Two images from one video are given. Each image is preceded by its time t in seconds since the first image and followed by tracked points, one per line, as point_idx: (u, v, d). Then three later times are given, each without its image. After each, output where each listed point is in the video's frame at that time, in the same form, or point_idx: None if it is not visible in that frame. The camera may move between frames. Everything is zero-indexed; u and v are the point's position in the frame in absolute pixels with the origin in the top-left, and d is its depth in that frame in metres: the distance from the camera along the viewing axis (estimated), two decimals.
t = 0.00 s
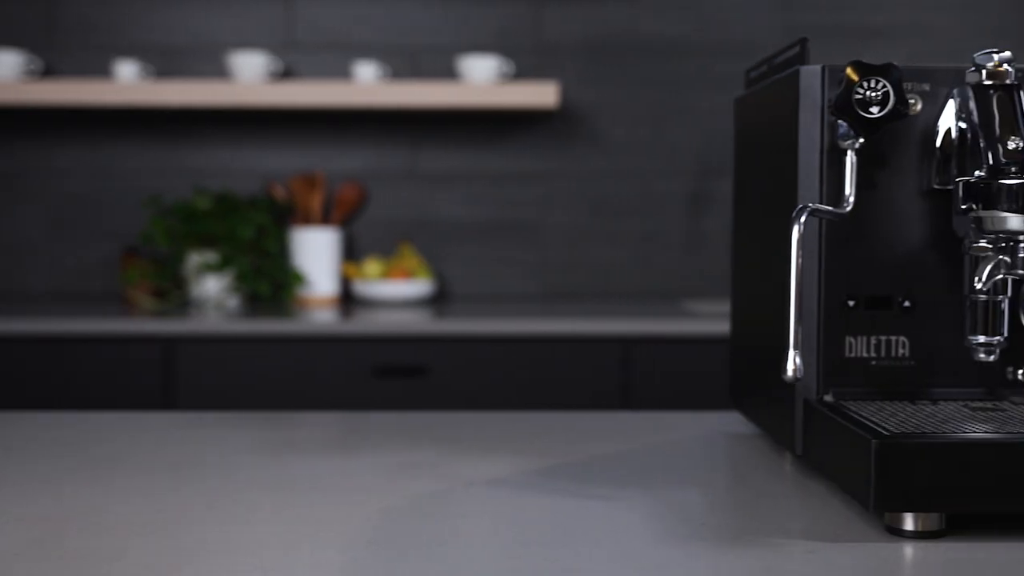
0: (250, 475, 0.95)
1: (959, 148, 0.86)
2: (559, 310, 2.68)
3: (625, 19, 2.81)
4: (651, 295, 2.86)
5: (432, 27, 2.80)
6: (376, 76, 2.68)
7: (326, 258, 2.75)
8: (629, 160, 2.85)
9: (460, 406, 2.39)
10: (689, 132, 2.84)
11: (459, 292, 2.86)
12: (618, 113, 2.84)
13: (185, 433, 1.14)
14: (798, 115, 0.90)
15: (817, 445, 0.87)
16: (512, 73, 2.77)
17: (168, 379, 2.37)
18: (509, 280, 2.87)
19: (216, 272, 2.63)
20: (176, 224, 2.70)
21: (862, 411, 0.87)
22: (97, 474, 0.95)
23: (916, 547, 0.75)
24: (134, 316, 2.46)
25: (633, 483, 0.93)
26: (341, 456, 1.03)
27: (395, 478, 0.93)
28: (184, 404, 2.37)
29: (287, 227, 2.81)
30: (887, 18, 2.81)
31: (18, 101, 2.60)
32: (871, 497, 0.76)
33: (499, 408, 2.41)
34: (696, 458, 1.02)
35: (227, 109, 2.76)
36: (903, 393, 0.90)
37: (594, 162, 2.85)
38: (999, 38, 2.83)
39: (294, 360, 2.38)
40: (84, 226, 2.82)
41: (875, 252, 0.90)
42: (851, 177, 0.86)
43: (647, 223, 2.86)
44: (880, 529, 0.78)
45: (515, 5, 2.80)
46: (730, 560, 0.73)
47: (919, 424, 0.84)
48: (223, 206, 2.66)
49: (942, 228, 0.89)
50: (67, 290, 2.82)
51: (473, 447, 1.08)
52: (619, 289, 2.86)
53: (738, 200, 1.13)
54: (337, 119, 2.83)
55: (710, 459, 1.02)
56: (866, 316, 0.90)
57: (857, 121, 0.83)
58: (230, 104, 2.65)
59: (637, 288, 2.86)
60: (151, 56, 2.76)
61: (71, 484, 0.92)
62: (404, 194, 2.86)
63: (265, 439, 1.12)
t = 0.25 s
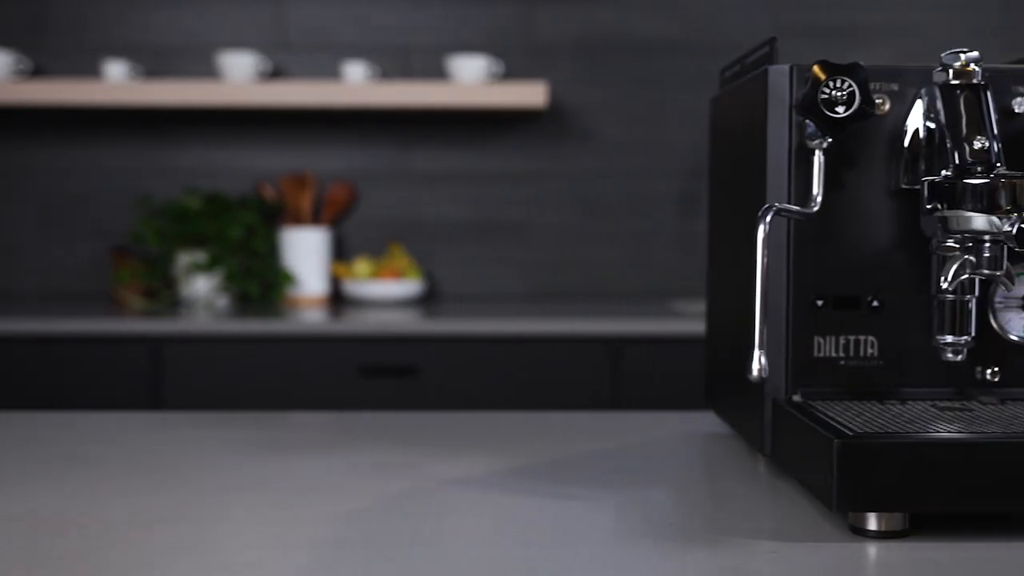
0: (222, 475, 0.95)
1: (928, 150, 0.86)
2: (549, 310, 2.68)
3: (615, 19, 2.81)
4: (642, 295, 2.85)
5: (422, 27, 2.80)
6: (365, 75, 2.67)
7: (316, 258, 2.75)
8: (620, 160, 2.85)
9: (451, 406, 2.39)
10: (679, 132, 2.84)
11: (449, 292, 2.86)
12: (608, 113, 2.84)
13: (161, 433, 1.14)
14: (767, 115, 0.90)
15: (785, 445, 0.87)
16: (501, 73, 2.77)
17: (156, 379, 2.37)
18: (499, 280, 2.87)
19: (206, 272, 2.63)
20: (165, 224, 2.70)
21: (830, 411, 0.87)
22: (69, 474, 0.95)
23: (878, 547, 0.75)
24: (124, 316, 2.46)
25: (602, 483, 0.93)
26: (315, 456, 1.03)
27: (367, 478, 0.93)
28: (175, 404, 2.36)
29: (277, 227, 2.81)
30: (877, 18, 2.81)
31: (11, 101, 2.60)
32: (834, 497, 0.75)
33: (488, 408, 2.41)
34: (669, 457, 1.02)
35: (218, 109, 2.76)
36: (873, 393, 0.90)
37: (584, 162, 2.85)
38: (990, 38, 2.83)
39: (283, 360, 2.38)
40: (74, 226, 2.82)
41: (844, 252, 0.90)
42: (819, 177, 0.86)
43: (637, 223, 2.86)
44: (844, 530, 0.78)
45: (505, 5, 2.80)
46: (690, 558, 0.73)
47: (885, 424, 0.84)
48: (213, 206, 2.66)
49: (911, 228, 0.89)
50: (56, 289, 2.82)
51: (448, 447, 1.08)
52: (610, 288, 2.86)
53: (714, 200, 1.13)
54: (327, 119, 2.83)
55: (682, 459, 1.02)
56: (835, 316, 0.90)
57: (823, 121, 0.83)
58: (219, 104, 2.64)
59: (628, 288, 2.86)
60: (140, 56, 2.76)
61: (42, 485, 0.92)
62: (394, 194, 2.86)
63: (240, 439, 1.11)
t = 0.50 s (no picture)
0: (193, 475, 0.95)
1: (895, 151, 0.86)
2: (541, 309, 2.68)
3: (604, 18, 2.81)
4: (634, 295, 2.85)
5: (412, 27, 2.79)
6: (355, 75, 2.67)
7: (307, 258, 2.75)
8: (610, 160, 2.85)
9: (441, 406, 2.39)
10: (669, 132, 2.84)
11: (440, 292, 2.86)
12: (598, 113, 2.84)
13: (137, 433, 1.14)
14: (737, 114, 0.90)
15: (753, 444, 0.87)
16: (491, 73, 2.76)
17: (145, 379, 2.37)
18: (489, 280, 2.87)
19: (195, 271, 2.63)
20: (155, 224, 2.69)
21: (798, 411, 0.87)
22: (42, 474, 0.95)
23: (844, 547, 0.75)
24: (113, 316, 2.45)
25: (572, 483, 0.92)
26: (289, 456, 1.03)
27: (338, 479, 0.93)
28: (166, 404, 2.36)
29: (267, 227, 2.80)
30: (865, 18, 2.81)
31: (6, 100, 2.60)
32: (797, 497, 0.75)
33: (479, 408, 2.41)
34: (641, 455, 1.02)
35: (208, 109, 2.76)
36: (842, 393, 0.90)
37: (574, 162, 2.85)
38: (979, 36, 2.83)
39: (273, 360, 2.38)
40: (64, 226, 2.82)
41: (814, 251, 0.90)
42: (788, 177, 0.86)
43: (627, 223, 2.85)
44: (809, 529, 0.78)
45: (494, 5, 2.79)
46: (652, 559, 0.73)
47: (852, 424, 0.83)
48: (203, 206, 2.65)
49: (880, 228, 0.89)
50: (46, 289, 2.82)
51: (422, 446, 1.08)
52: (601, 288, 2.86)
53: (690, 200, 1.13)
54: (317, 119, 2.83)
55: (655, 457, 1.01)
56: (804, 315, 0.90)
57: (790, 121, 0.83)
58: (209, 104, 2.64)
59: (618, 288, 2.86)
60: (130, 55, 2.76)
61: (14, 485, 0.92)
62: (384, 194, 2.86)
63: (215, 439, 1.11)
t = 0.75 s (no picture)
0: (165, 476, 0.95)
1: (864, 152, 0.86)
2: (532, 309, 2.68)
3: (595, 18, 2.81)
4: (625, 295, 2.85)
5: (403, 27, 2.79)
6: (345, 75, 2.67)
7: (297, 257, 2.74)
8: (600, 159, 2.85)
9: (431, 405, 2.39)
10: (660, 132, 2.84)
11: (430, 292, 2.86)
12: (589, 113, 2.84)
13: (114, 433, 1.14)
14: (708, 114, 0.90)
15: (723, 444, 0.87)
16: (481, 73, 2.76)
17: (134, 378, 2.37)
18: (480, 280, 2.87)
19: (185, 271, 2.63)
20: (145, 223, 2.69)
21: (768, 411, 0.87)
22: (15, 474, 0.95)
23: (809, 547, 0.75)
24: (103, 316, 2.45)
25: (544, 482, 0.92)
26: (263, 456, 1.03)
27: (310, 478, 0.93)
28: (157, 404, 2.37)
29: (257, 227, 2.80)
30: (856, 18, 2.81)
31: None
32: (761, 497, 0.75)
33: (468, 407, 2.41)
34: (616, 455, 1.02)
35: (198, 108, 2.76)
36: (813, 393, 0.90)
37: (565, 162, 2.84)
38: (969, 37, 2.83)
39: (262, 360, 2.38)
40: (56, 225, 2.82)
41: (784, 251, 0.89)
42: (758, 177, 0.86)
43: (618, 223, 2.85)
44: (775, 530, 0.78)
45: (485, 5, 2.79)
46: (614, 559, 0.72)
47: (821, 424, 0.83)
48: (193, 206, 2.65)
49: (851, 228, 0.89)
50: (37, 289, 2.82)
51: (397, 446, 1.07)
52: (591, 288, 2.86)
53: (666, 200, 1.13)
54: (308, 119, 2.83)
55: (630, 458, 1.01)
56: (775, 315, 0.90)
57: (759, 121, 0.83)
58: (199, 103, 2.64)
59: (609, 288, 2.86)
60: (121, 55, 2.76)
61: None
62: (375, 194, 2.85)
63: (192, 439, 1.11)
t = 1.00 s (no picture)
0: (137, 475, 0.95)
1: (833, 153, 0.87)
2: (522, 309, 2.68)
3: (585, 18, 2.80)
4: (615, 295, 2.85)
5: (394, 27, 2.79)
6: (336, 75, 2.67)
7: (288, 258, 2.74)
8: (591, 159, 2.85)
9: (420, 405, 2.39)
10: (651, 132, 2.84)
11: (421, 292, 2.86)
12: (579, 113, 2.84)
13: (91, 433, 1.14)
14: (679, 114, 0.90)
15: (692, 444, 0.87)
16: (471, 73, 2.76)
17: (123, 378, 2.37)
18: (471, 280, 2.87)
19: (176, 271, 2.63)
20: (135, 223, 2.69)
21: (738, 412, 0.87)
22: None
23: (777, 547, 0.75)
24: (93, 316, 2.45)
25: (515, 483, 0.92)
26: (238, 456, 1.03)
27: (282, 479, 0.93)
28: (147, 404, 2.37)
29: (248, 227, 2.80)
30: (846, 18, 2.81)
31: None
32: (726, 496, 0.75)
33: (457, 407, 2.41)
34: (591, 455, 1.02)
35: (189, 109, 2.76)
36: (784, 393, 0.90)
37: (555, 161, 2.84)
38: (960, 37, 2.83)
39: (251, 360, 2.38)
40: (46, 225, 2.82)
41: (756, 251, 0.89)
42: (728, 177, 0.86)
43: (609, 223, 2.85)
44: (742, 530, 0.78)
45: (475, 5, 2.79)
46: (578, 559, 0.72)
47: (789, 425, 0.84)
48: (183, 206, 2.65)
49: (822, 228, 0.89)
50: (28, 289, 2.82)
51: (374, 446, 1.07)
52: (582, 288, 2.86)
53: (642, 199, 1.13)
54: (299, 119, 2.83)
55: (605, 458, 1.01)
56: (746, 315, 0.89)
57: (728, 120, 0.83)
58: (190, 103, 2.64)
59: (600, 288, 2.86)
60: (112, 55, 2.76)
61: None
62: (366, 194, 2.85)
63: (168, 439, 1.11)
